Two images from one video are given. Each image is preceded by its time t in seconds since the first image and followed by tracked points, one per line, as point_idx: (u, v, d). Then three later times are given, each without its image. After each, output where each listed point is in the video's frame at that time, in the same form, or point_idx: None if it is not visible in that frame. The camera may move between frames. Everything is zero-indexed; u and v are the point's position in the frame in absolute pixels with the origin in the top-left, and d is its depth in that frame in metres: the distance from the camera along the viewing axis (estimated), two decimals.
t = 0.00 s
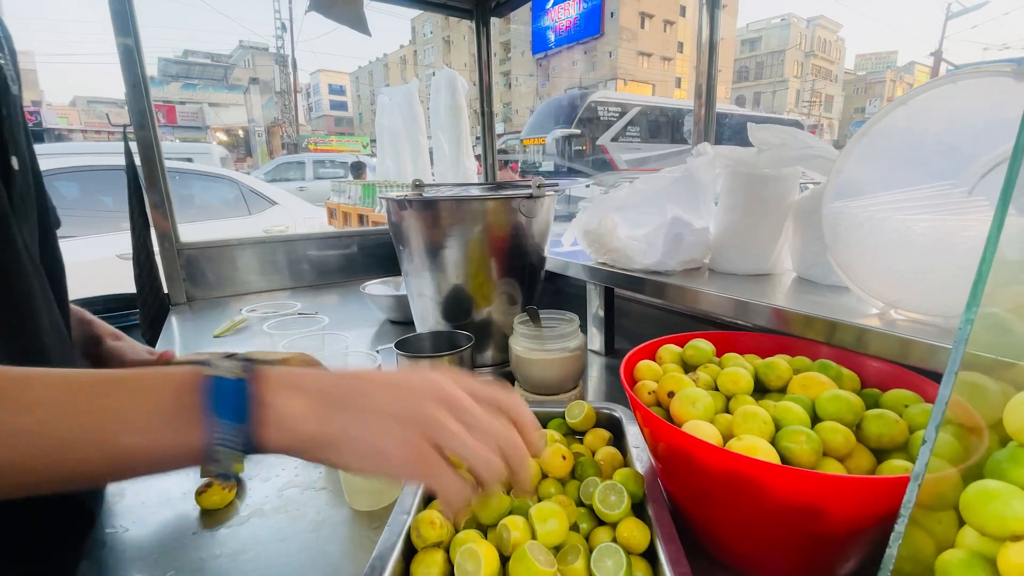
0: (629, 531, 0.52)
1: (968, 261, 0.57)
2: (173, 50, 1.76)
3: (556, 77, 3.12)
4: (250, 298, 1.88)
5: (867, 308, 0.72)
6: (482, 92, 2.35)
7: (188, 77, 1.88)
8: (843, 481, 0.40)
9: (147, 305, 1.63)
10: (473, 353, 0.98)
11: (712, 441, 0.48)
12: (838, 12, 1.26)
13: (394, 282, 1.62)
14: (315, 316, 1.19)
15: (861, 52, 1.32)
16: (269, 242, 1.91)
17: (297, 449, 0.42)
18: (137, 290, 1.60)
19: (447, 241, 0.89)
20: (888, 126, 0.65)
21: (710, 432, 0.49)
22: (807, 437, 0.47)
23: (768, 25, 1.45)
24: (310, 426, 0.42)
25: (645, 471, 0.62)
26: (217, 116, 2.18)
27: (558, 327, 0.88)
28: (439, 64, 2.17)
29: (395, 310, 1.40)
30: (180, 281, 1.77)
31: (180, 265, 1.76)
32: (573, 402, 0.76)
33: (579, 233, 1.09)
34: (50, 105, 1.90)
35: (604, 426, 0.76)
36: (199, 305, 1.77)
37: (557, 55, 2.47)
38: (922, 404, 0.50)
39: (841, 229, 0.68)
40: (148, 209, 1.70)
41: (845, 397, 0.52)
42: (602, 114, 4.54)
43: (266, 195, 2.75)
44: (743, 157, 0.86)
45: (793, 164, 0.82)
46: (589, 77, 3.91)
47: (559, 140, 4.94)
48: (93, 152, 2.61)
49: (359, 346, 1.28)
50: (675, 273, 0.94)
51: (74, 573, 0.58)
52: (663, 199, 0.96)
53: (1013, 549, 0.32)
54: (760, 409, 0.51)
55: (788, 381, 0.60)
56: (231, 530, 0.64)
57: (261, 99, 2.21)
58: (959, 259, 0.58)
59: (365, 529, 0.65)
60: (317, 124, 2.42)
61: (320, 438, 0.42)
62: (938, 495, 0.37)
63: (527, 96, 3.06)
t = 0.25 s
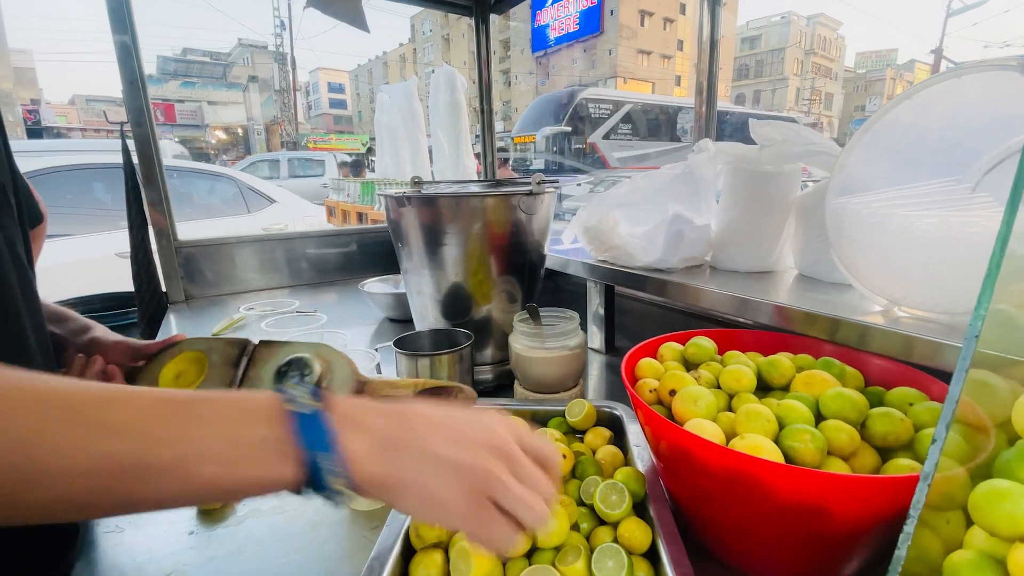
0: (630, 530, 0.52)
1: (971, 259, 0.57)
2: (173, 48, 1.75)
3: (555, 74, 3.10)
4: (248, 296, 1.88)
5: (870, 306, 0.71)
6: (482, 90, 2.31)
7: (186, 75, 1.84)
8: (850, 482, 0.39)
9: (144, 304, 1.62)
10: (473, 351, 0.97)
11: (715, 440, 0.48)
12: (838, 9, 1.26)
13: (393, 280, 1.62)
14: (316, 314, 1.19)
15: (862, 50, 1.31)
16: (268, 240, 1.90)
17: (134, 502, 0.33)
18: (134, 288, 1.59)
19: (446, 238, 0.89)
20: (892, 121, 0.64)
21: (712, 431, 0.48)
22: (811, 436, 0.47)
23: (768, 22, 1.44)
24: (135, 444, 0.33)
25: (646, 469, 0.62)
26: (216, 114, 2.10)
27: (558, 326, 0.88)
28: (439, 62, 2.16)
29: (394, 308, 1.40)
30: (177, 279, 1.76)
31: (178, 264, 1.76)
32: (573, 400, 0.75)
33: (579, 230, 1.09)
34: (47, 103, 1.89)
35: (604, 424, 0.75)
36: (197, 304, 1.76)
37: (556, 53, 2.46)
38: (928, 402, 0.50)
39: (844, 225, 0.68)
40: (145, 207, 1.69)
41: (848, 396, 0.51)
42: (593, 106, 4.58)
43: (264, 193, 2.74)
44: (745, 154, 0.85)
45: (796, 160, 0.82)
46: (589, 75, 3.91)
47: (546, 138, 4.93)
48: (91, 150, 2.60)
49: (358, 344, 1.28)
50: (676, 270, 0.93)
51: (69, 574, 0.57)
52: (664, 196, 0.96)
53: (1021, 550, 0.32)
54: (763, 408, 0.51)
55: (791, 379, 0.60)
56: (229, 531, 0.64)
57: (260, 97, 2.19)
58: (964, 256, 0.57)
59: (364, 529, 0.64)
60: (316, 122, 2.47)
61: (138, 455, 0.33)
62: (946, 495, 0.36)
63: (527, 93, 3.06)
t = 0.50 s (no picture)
0: (630, 533, 0.51)
1: (975, 258, 0.56)
2: (172, 47, 1.74)
3: (555, 73, 3.10)
4: (247, 295, 1.87)
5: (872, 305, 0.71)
6: (482, 90, 2.31)
7: (185, 74, 1.86)
8: (856, 485, 0.39)
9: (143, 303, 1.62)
10: (472, 351, 0.97)
11: (717, 442, 0.47)
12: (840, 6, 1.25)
13: (393, 280, 1.61)
14: (315, 314, 1.18)
15: (862, 49, 1.32)
16: (267, 239, 1.90)
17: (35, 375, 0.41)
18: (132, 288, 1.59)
19: (445, 237, 0.88)
20: (897, 118, 0.63)
21: (714, 432, 0.48)
22: (815, 438, 0.46)
23: (770, 21, 1.44)
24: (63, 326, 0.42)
25: (646, 471, 0.61)
26: (215, 113, 2.08)
27: (558, 325, 0.87)
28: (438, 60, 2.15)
29: (393, 307, 1.39)
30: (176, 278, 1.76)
31: (176, 263, 1.75)
32: (573, 401, 0.75)
33: (579, 229, 1.08)
34: (46, 103, 1.88)
35: (604, 425, 0.75)
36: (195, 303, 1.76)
37: (557, 52, 2.45)
38: (934, 404, 0.50)
39: (847, 223, 0.68)
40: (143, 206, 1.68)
41: (853, 397, 0.51)
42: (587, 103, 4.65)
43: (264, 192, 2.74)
44: (747, 152, 0.85)
45: (798, 158, 0.81)
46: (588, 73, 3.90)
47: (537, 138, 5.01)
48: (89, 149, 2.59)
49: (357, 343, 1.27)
50: (676, 269, 0.93)
51: None
52: (665, 195, 0.95)
53: None
54: (767, 409, 0.50)
55: (794, 379, 0.59)
56: (226, 532, 0.63)
57: (259, 96, 2.16)
58: (969, 255, 0.57)
59: (362, 530, 0.64)
60: (315, 121, 2.40)
61: (16, 323, 0.41)
62: (955, 500, 0.36)
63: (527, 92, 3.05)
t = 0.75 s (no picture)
0: (632, 539, 0.50)
1: (983, 257, 0.55)
2: (172, 45, 1.74)
3: (555, 71, 3.09)
4: (246, 295, 1.86)
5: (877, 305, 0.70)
6: (482, 88, 2.29)
7: (185, 72, 1.88)
8: (864, 491, 0.38)
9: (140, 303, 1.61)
10: (472, 351, 0.96)
11: (720, 446, 0.46)
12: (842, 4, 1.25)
13: (392, 279, 1.60)
14: (313, 313, 1.17)
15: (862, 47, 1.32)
16: (266, 238, 1.89)
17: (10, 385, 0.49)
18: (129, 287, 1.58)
19: (443, 236, 0.87)
20: (902, 115, 0.62)
21: (718, 436, 0.47)
22: (821, 442, 0.45)
23: (770, 19, 1.45)
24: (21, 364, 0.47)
25: (648, 474, 0.60)
26: (215, 112, 2.12)
27: (558, 326, 0.86)
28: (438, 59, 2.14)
29: (392, 307, 1.38)
30: (173, 277, 1.75)
31: (173, 262, 1.74)
32: (573, 402, 0.74)
33: (579, 228, 1.07)
34: (46, 101, 1.90)
35: (604, 426, 0.74)
36: (193, 303, 1.75)
37: (557, 50, 2.52)
38: (940, 407, 0.49)
39: (852, 222, 0.67)
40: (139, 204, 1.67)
41: (859, 399, 0.50)
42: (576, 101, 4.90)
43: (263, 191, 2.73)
44: (749, 150, 0.84)
45: (801, 156, 0.80)
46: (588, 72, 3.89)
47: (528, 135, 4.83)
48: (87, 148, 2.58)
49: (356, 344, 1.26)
50: (678, 268, 0.92)
51: None
52: (666, 193, 0.94)
53: None
54: (772, 413, 0.49)
55: (798, 381, 0.58)
56: (221, 537, 0.63)
57: (259, 95, 2.21)
58: (976, 254, 0.56)
59: (357, 536, 0.63)
60: (316, 120, 2.43)
61: None
62: (966, 507, 0.35)
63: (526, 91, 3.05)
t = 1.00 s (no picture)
0: (635, 547, 0.49)
1: (994, 257, 0.54)
2: (172, 44, 1.73)
3: (555, 69, 3.09)
4: (244, 294, 1.85)
5: (885, 306, 0.69)
6: (482, 87, 2.27)
7: (185, 71, 1.87)
8: (878, 502, 0.37)
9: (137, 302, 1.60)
10: (471, 352, 0.95)
11: (726, 452, 0.45)
12: None
13: (391, 278, 1.59)
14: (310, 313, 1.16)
15: (864, 45, 1.31)
16: (265, 237, 1.88)
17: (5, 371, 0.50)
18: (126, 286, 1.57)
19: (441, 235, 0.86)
20: (912, 111, 0.61)
21: (723, 442, 0.46)
22: (831, 449, 0.44)
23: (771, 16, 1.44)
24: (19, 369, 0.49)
25: (651, 480, 0.59)
26: (214, 111, 2.17)
27: (559, 327, 0.85)
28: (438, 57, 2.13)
29: (390, 307, 1.37)
30: (171, 277, 1.74)
31: (171, 261, 1.73)
32: (574, 405, 0.73)
33: (580, 227, 1.06)
34: (47, 100, 1.89)
35: (606, 430, 0.73)
36: (191, 302, 1.74)
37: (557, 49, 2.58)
38: (953, 411, 0.48)
39: (859, 221, 0.66)
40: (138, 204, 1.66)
41: (869, 404, 0.49)
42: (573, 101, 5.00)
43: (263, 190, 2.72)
44: (753, 147, 0.83)
45: (807, 153, 0.79)
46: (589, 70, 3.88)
47: (520, 132, 5.27)
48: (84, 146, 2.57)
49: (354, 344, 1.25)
50: (681, 268, 0.91)
51: None
52: (667, 192, 0.94)
53: None
54: (779, 418, 0.48)
55: (805, 385, 0.57)
56: (215, 543, 0.62)
57: (260, 93, 2.20)
58: (988, 254, 0.55)
59: (353, 542, 0.62)
60: (316, 119, 2.44)
61: None
62: (986, 520, 0.34)
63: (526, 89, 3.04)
